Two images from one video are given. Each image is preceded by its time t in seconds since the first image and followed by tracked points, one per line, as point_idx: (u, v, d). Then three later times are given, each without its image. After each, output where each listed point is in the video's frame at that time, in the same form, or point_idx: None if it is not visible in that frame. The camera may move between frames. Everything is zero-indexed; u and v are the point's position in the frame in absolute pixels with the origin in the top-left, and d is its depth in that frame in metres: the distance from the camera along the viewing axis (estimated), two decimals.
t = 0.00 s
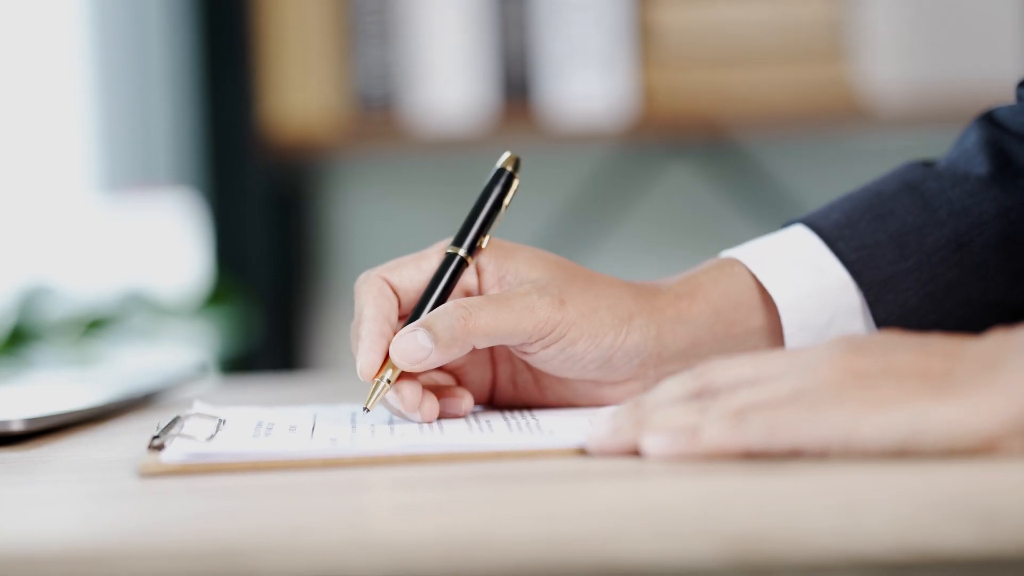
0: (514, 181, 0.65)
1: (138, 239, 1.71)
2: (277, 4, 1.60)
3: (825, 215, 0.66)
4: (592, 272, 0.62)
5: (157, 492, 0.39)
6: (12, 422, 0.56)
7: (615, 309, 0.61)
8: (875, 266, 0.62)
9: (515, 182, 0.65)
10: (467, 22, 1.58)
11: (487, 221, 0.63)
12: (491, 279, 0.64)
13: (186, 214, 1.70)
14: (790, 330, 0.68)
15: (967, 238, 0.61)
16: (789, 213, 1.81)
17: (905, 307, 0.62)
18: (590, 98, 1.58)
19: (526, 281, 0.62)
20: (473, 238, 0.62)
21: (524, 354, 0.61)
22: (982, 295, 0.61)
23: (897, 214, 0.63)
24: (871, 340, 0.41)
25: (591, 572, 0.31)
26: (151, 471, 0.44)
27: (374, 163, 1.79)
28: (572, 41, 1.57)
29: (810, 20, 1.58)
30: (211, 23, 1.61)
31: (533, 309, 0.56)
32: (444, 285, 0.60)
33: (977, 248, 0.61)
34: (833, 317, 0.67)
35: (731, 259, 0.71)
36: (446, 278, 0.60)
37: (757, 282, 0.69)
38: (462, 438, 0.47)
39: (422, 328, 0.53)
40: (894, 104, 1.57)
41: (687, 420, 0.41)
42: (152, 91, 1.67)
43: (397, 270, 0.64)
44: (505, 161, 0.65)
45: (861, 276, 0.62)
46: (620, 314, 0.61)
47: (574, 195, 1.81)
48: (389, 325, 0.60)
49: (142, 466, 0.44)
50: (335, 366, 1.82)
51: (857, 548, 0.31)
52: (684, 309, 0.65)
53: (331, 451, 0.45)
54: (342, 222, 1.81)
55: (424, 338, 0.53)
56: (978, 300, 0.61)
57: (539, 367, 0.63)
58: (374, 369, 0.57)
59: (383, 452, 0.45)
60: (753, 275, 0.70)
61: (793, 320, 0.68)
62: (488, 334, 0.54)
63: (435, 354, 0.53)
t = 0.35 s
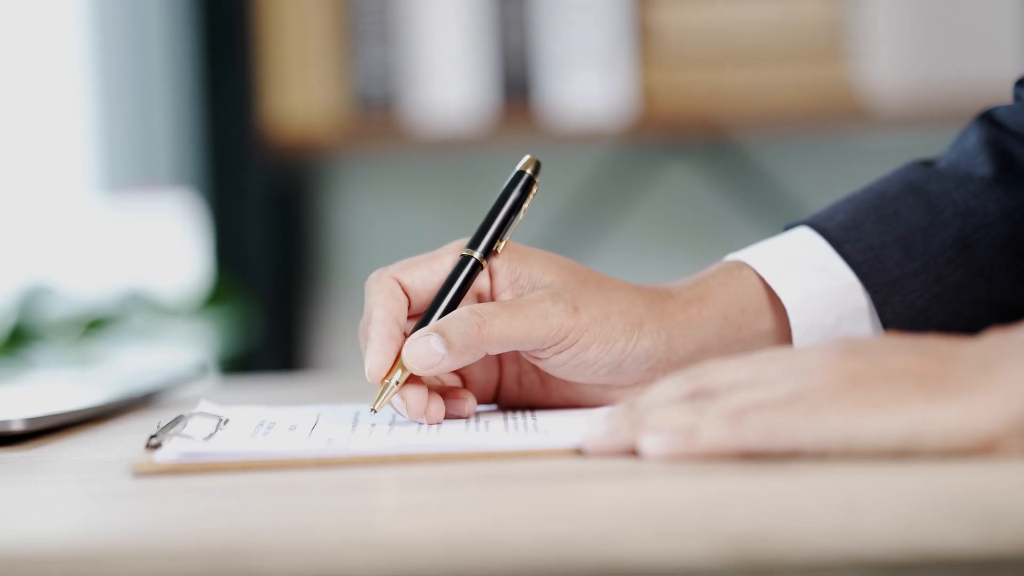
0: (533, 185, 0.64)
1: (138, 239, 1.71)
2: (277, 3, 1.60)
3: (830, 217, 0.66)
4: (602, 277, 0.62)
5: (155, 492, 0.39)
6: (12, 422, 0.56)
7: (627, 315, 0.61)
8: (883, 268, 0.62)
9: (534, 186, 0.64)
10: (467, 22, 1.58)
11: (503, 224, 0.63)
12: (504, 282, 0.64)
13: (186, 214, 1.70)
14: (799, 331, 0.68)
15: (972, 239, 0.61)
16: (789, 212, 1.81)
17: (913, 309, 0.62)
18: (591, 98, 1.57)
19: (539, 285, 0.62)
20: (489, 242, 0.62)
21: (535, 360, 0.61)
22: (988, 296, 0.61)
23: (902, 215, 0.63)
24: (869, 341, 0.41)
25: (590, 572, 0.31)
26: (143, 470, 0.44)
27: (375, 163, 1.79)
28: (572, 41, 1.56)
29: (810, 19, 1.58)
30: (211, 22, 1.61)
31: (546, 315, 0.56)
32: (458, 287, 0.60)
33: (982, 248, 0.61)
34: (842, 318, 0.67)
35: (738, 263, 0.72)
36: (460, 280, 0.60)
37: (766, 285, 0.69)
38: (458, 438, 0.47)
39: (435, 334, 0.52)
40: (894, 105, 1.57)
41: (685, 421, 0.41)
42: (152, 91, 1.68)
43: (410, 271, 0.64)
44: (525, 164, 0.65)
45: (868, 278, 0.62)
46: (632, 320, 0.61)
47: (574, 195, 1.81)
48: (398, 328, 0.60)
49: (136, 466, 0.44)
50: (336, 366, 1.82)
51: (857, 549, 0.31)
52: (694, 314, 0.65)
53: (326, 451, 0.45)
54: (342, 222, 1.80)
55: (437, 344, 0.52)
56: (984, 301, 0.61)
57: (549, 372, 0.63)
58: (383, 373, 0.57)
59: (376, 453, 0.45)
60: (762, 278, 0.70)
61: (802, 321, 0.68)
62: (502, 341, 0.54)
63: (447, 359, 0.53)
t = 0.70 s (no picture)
0: (520, 176, 0.64)
1: (138, 239, 1.71)
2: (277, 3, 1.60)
3: (826, 211, 0.66)
4: (594, 268, 0.62)
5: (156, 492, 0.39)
6: (12, 422, 0.56)
7: (618, 307, 0.61)
8: (878, 262, 0.62)
9: (521, 177, 0.64)
10: (467, 22, 1.58)
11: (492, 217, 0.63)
12: (495, 275, 0.64)
13: (186, 214, 1.71)
14: (792, 324, 0.68)
15: (968, 235, 0.61)
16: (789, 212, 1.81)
17: (906, 303, 0.62)
18: (591, 99, 1.57)
19: (531, 278, 0.61)
20: (478, 235, 0.61)
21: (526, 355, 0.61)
22: (982, 292, 0.61)
23: (898, 210, 0.62)
24: (868, 340, 0.41)
25: (590, 572, 0.31)
26: (144, 470, 0.44)
27: (375, 163, 1.79)
28: (572, 41, 1.56)
29: (810, 20, 1.58)
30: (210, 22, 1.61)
31: (535, 312, 0.56)
32: (448, 281, 0.60)
33: (978, 244, 0.61)
34: (835, 309, 0.67)
35: (732, 254, 0.71)
36: (451, 274, 0.60)
37: (760, 277, 0.69)
38: (458, 438, 0.47)
39: (424, 331, 0.52)
40: (894, 105, 1.57)
41: (685, 421, 0.41)
42: (152, 91, 1.68)
43: (403, 266, 0.64)
44: (511, 155, 0.65)
45: (863, 272, 0.62)
46: (623, 313, 0.61)
47: (574, 195, 1.81)
48: (392, 325, 0.60)
49: (136, 465, 0.44)
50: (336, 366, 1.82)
51: (857, 548, 0.31)
52: (687, 306, 0.65)
53: (326, 451, 0.45)
54: (342, 222, 1.81)
55: (427, 342, 0.52)
56: (979, 297, 0.61)
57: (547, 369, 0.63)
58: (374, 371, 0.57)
59: (376, 453, 0.45)
60: (757, 270, 0.69)
61: (795, 315, 0.68)
62: (491, 340, 0.55)
63: (437, 357, 0.53)
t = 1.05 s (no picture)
0: (517, 185, 0.64)
1: (138, 239, 1.71)
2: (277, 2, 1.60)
3: (825, 217, 0.66)
4: (592, 277, 0.62)
5: (156, 492, 0.39)
6: (12, 422, 0.56)
7: (615, 318, 0.61)
8: (877, 268, 0.62)
9: (518, 186, 0.64)
10: (467, 22, 1.58)
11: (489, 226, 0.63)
12: (494, 285, 0.64)
13: (186, 214, 1.71)
14: (791, 331, 0.68)
15: (966, 239, 0.61)
16: (789, 213, 1.81)
17: (906, 309, 0.62)
18: (591, 99, 1.57)
19: (529, 287, 0.61)
20: (474, 245, 0.61)
21: (524, 365, 0.61)
22: (983, 296, 0.61)
23: (896, 216, 0.63)
24: (868, 340, 0.41)
25: (590, 572, 0.31)
26: (144, 470, 0.44)
27: (375, 163, 1.79)
28: (572, 41, 1.56)
29: (810, 20, 1.57)
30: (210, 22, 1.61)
31: (533, 325, 0.56)
32: (447, 291, 0.60)
33: (977, 249, 0.61)
34: (834, 318, 0.67)
35: (732, 263, 0.71)
36: (449, 284, 0.60)
37: (758, 285, 0.69)
38: (457, 439, 0.47)
39: (422, 344, 0.53)
40: (895, 105, 1.57)
41: (685, 421, 0.41)
42: (152, 91, 1.68)
43: (403, 276, 0.64)
44: (508, 164, 0.65)
45: (862, 278, 0.62)
46: (620, 322, 0.61)
47: (573, 195, 1.81)
48: (392, 336, 0.60)
49: (136, 466, 0.44)
50: (336, 366, 1.82)
51: (857, 548, 0.31)
52: (686, 315, 0.65)
53: (325, 451, 0.45)
54: (342, 222, 1.81)
55: (424, 354, 0.52)
56: (979, 301, 0.61)
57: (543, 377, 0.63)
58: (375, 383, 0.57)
59: (376, 453, 0.45)
60: (756, 279, 0.69)
61: (793, 322, 0.68)
62: (489, 352, 0.54)
63: (434, 370, 0.53)
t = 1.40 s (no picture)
0: (523, 185, 0.64)
1: (138, 239, 1.71)
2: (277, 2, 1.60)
3: (826, 219, 0.66)
4: (596, 278, 0.63)
5: (156, 492, 0.39)
6: (12, 422, 0.56)
7: (619, 317, 0.61)
8: (878, 269, 0.62)
9: (523, 187, 0.64)
10: (467, 22, 1.58)
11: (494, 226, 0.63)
12: (497, 283, 0.64)
13: (186, 214, 1.71)
14: (792, 331, 0.68)
15: (967, 241, 0.61)
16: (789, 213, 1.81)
17: (908, 310, 0.62)
18: (591, 99, 1.57)
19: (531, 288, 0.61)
20: (480, 244, 0.62)
21: (529, 363, 0.61)
22: (984, 298, 0.61)
23: (897, 217, 0.63)
24: (869, 340, 0.41)
25: (590, 572, 0.31)
26: (144, 470, 0.44)
27: (375, 163, 1.79)
28: (572, 41, 1.56)
29: (810, 20, 1.57)
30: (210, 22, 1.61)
31: (539, 323, 0.56)
32: (452, 289, 0.60)
33: (978, 250, 0.61)
34: (836, 317, 0.67)
35: (734, 264, 0.72)
36: (454, 283, 0.60)
37: (760, 286, 0.70)
38: (458, 439, 0.47)
39: (428, 343, 0.52)
40: (895, 105, 1.57)
41: (685, 421, 0.41)
42: (152, 91, 1.68)
43: (401, 274, 0.64)
44: (514, 165, 0.65)
45: (864, 279, 0.62)
46: (623, 322, 0.61)
47: (573, 195, 1.81)
48: (390, 331, 0.60)
49: (136, 466, 0.44)
50: (336, 366, 1.82)
51: (858, 548, 0.31)
52: (687, 315, 0.66)
53: (325, 451, 0.45)
54: (341, 222, 1.81)
55: (431, 354, 0.52)
56: (979, 302, 0.61)
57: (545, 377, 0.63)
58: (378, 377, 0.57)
59: (375, 453, 0.45)
60: (757, 280, 0.70)
61: (795, 322, 0.68)
62: (496, 350, 0.54)
63: (441, 369, 0.52)
